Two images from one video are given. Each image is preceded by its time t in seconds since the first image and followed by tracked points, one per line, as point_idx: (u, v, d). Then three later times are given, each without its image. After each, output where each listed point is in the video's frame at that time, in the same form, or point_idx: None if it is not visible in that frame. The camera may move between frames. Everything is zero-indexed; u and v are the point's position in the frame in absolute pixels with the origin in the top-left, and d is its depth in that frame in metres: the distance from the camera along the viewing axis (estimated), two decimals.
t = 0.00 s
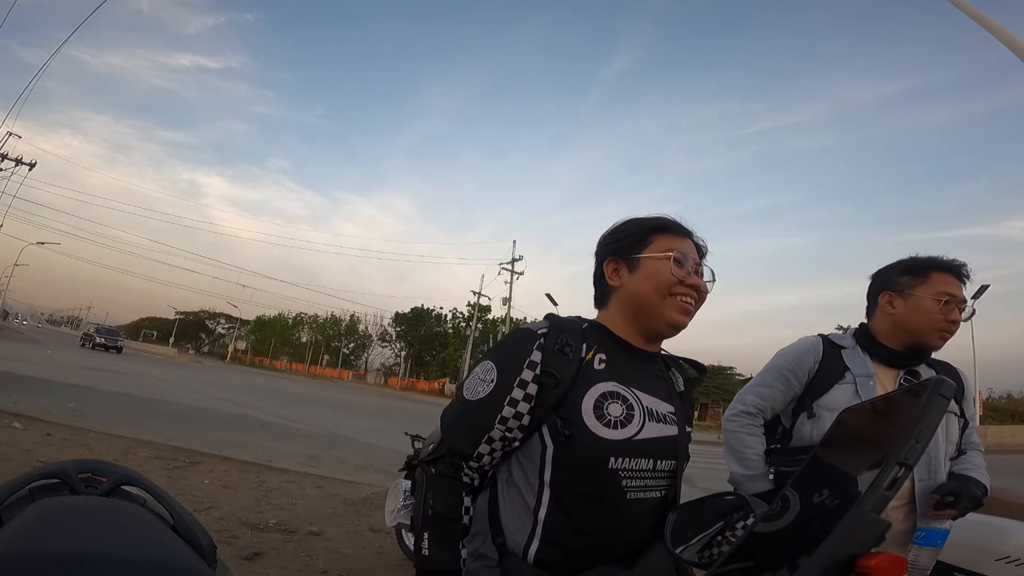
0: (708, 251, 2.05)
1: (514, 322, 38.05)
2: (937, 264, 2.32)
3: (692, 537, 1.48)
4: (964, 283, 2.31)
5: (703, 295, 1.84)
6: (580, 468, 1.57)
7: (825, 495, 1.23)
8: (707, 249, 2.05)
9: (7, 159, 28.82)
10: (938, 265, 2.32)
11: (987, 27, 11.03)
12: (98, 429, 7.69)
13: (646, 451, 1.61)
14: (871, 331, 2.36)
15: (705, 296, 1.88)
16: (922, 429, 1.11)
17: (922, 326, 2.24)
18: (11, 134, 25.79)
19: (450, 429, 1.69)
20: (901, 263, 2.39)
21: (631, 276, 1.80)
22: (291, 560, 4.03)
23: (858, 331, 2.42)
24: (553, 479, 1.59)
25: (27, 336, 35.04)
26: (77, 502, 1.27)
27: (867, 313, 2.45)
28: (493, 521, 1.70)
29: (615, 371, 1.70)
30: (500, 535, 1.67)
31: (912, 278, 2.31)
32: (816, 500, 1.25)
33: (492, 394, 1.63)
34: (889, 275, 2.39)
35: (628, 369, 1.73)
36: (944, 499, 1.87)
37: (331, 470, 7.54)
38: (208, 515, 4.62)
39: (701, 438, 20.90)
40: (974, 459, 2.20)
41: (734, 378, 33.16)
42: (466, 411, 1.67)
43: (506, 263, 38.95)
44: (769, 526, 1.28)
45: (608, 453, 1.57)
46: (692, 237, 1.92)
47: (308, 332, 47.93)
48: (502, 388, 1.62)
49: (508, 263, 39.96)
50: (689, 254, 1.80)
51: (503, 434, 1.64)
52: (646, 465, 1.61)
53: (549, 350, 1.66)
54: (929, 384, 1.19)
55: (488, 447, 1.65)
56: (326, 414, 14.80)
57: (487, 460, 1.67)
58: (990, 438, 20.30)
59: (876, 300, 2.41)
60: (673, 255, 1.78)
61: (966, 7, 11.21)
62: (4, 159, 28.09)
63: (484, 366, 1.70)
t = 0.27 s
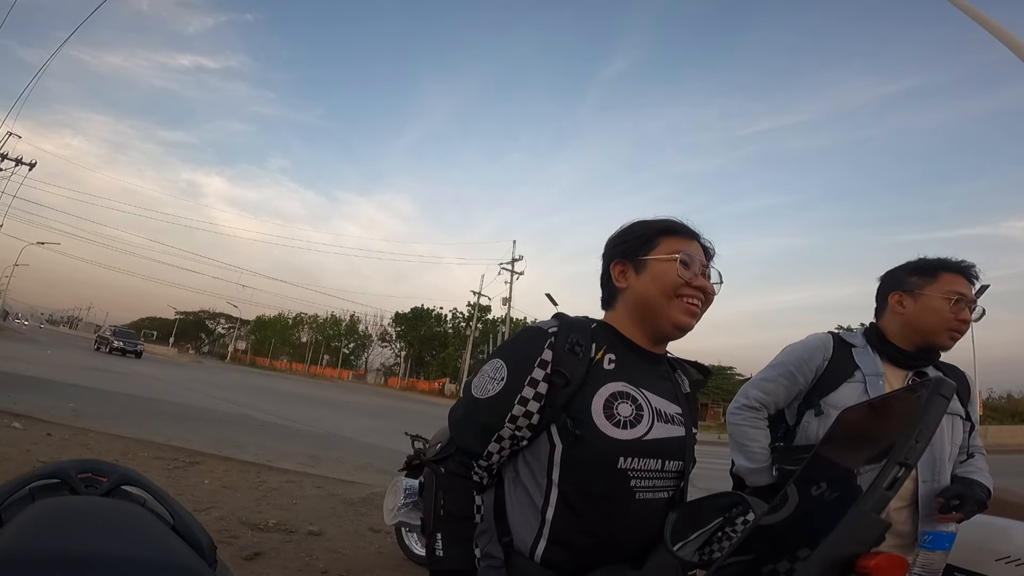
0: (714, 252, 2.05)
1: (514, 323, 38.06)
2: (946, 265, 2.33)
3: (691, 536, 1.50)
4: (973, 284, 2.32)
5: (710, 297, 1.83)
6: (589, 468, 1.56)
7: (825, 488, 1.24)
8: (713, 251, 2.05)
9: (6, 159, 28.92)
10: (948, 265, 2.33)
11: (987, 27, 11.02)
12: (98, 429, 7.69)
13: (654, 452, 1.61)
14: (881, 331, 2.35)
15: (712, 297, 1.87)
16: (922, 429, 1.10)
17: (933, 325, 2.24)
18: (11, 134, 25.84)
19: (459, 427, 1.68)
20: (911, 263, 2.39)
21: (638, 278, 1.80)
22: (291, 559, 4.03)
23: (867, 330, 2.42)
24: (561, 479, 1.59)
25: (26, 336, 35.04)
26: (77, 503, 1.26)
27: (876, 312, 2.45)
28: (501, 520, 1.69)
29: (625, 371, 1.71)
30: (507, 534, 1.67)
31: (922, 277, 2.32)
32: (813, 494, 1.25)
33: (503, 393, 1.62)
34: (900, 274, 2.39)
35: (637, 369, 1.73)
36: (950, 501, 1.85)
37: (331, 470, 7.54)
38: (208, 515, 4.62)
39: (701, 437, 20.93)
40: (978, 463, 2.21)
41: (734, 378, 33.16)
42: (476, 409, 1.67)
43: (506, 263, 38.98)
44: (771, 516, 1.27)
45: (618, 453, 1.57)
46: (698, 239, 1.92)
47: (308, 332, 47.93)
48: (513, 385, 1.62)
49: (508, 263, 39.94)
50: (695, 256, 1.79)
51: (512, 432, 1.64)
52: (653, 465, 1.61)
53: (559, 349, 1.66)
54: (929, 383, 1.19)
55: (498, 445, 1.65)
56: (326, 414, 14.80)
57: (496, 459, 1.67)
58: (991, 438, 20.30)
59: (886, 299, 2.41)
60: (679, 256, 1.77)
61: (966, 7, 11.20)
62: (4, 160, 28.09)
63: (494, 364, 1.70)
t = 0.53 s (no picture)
0: (716, 249, 2.04)
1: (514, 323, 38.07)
2: (947, 266, 2.35)
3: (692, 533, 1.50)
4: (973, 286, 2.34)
5: (711, 294, 1.83)
6: (595, 467, 1.57)
7: (824, 483, 1.24)
8: (716, 248, 2.04)
9: (6, 158, 28.94)
10: (949, 267, 2.34)
11: (986, 26, 11.03)
12: (98, 429, 7.69)
13: (659, 452, 1.61)
14: (883, 330, 2.36)
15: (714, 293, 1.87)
16: (922, 429, 1.11)
17: (935, 325, 2.25)
18: (10, 133, 25.84)
19: (465, 426, 1.68)
20: (911, 264, 2.40)
21: (638, 277, 1.81)
22: (291, 559, 4.03)
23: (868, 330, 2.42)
24: (567, 478, 1.59)
25: (26, 336, 35.03)
26: (77, 502, 1.27)
27: (878, 312, 2.45)
28: (506, 519, 1.69)
29: (631, 371, 1.71)
30: (512, 533, 1.67)
31: (924, 278, 2.33)
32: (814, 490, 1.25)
33: (509, 391, 1.62)
34: (902, 275, 2.40)
35: (642, 369, 1.73)
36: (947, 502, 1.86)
37: (331, 470, 7.54)
38: (208, 515, 4.62)
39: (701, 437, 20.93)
40: (979, 463, 2.20)
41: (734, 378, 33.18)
42: (482, 408, 1.66)
43: (506, 263, 39.01)
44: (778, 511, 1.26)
45: (623, 453, 1.57)
46: (698, 236, 1.91)
47: (308, 332, 47.93)
48: (521, 384, 1.61)
49: (508, 263, 39.94)
50: (694, 252, 1.79)
51: (518, 432, 1.63)
52: (659, 465, 1.61)
53: (565, 348, 1.66)
54: (930, 382, 1.19)
55: (503, 444, 1.64)
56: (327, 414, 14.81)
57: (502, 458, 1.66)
58: (991, 438, 20.30)
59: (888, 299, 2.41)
60: (676, 253, 1.77)
61: (966, 7, 11.20)
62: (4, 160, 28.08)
63: (500, 362, 1.69)
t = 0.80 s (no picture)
0: (717, 247, 2.04)
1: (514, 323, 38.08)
2: (940, 265, 2.33)
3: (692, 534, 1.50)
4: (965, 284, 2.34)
5: (712, 292, 1.82)
6: (594, 463, 1.56)
7: (826, 481, 1.24)
8: (716, 245, 2.04)
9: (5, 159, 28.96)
10: (940, 266, 2.34)
11: (986, 26, 11.04)
12: (98, 429, 7.69)
13: (661, 449, 1.61)
14: (877, 331, 2.36)
15: (716, 291, 1.86)
16: (922, 429, 1.11)
17: (929, 325, 2.25)
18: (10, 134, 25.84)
19: (464, 420, 1.69)
20: (904, 264, 2.39)
21: (638, 278, 1.81)
22: (291, 559, 4.03)
23: (862, 330, 2.42)
24: (566, 474, 1.59)
25: (26, 336, 35.03)
26: (77, 502, 1.27)
27: (871, 313, 2.45)
28: (506, 515, 1.70)
29: (632, 368, 1.71)
30: (510, 531, 1.68)
31: (917, 278, 2.32)
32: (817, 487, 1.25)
33: (509, 386, 1.63)
34: (894, 275, 2.39)
35: (644, 367, 1.73)
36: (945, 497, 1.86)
37: (331, 470, 7.54)
38: (208, 515, 4.62)
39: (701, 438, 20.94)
40: (975, 463, 2.21)
41: (734, 378, 33.20)
42: (482, 403, 1.67)
43: (506, 263, 39.03)
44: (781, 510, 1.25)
45: (623, 450, 1.57)
46: (697, 234, 1.91)
47: (308, 332, 47.92)
48: (521, 379, 1.62)
49: (508, 263, 39.95)
50: (693, 251, 1.79)
51: (518, 427, 1.63)
52: (660, 463, 1.61)
53: (566, 345, 1.67)
54: (931, 381, 1.19)
55: (503, 440, 1.64)
56: (327, 414, 14.81)
57: (501, 454, 1.67)
58: (991, 438, 20.30)
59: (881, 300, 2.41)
60: (675, 253, 1.77)
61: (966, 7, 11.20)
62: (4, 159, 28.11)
63: (501, 358, 1.70)
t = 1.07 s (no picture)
0: (715, 245, 2.04)
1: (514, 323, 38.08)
2: (922, 265, 2.34)
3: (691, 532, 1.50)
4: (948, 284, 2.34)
5: (711, 291, 1.83)
6: (592, 465, 1.56)
7: (825, 482, 1.25)
8: (714, 244, 2.04)
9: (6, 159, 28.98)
10: (921, 265, 2.34)
11: (986, 26, 11.03)
12: (98, 429, 7.68)
13: (657, 452, 1.61)
14: (862, 332, 2.36)
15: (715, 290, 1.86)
16: (923, 429, 1.11)
17: (913, 323, 2.25)
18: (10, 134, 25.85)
19: (464, 420, 1.67)
20: (887, 265, 2.40)
21: (636, 277, 1.81)
22: (291, 559, 4.03)
23: (849, 332, 2.42)
24: (563, 475, 1.59)
25: (26, 336, 35.03)
26: (77, 502, 1.27)
27: (858, 315, 2.45)
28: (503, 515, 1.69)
29: (631, 371, 1.71)
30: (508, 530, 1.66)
31: (899, 278, 2.32)
32: (815, 488, 1.25)
33: (510, 386, 1.61)
34: (876, 276, 2.40)
35: (643, 368, 1.74)
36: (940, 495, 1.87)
37: (331, 470, 7.54)
38: (208, 515, 4.62)
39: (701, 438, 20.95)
40: (969, 459, 2.21)
41: (734, 378, 33.20)
42: (481, 403, 1.65)
43: (506, 263, 39.05)
44: (778, 512, 1.27)
45: (621, 452, 1.57)
46: (695, 233, 1.92)
47: (308, 332, 47.91)
48: (522, 379, 1.60)
49: (508, 263, 39.96)
50: (691, 250, 1.79)
51: (518, 428, 1.62)
52: (656, 465, 1.61)
53: (567, 346, 1.66)
54: (931, 382, 1.18)
55: (502, 439, 1.63)
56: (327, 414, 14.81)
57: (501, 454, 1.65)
58: (992, 438, 20.29)
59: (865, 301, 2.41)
60: (673, 251, 1.78)
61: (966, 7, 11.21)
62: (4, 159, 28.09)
63: (501, 357, 1.69)
